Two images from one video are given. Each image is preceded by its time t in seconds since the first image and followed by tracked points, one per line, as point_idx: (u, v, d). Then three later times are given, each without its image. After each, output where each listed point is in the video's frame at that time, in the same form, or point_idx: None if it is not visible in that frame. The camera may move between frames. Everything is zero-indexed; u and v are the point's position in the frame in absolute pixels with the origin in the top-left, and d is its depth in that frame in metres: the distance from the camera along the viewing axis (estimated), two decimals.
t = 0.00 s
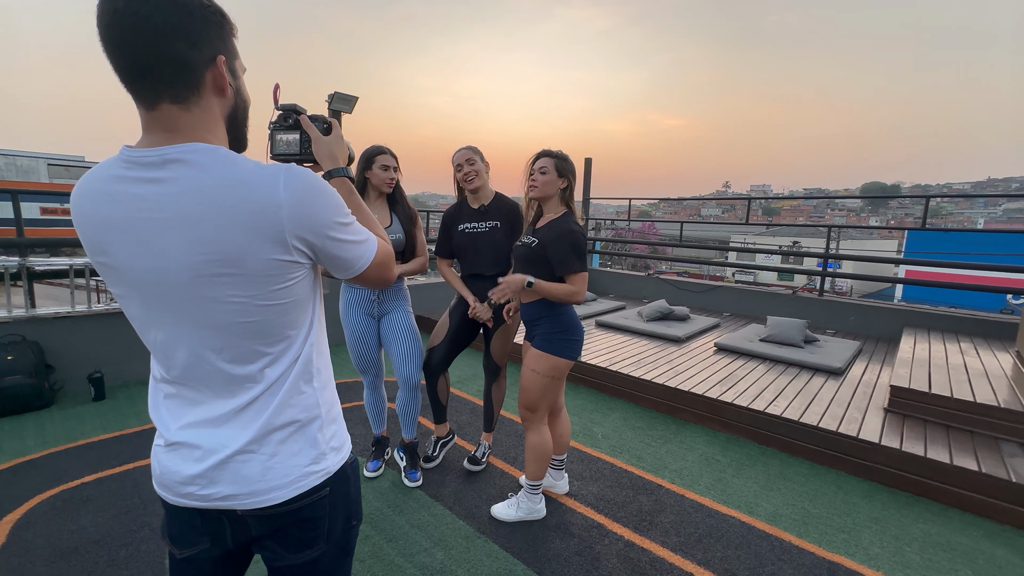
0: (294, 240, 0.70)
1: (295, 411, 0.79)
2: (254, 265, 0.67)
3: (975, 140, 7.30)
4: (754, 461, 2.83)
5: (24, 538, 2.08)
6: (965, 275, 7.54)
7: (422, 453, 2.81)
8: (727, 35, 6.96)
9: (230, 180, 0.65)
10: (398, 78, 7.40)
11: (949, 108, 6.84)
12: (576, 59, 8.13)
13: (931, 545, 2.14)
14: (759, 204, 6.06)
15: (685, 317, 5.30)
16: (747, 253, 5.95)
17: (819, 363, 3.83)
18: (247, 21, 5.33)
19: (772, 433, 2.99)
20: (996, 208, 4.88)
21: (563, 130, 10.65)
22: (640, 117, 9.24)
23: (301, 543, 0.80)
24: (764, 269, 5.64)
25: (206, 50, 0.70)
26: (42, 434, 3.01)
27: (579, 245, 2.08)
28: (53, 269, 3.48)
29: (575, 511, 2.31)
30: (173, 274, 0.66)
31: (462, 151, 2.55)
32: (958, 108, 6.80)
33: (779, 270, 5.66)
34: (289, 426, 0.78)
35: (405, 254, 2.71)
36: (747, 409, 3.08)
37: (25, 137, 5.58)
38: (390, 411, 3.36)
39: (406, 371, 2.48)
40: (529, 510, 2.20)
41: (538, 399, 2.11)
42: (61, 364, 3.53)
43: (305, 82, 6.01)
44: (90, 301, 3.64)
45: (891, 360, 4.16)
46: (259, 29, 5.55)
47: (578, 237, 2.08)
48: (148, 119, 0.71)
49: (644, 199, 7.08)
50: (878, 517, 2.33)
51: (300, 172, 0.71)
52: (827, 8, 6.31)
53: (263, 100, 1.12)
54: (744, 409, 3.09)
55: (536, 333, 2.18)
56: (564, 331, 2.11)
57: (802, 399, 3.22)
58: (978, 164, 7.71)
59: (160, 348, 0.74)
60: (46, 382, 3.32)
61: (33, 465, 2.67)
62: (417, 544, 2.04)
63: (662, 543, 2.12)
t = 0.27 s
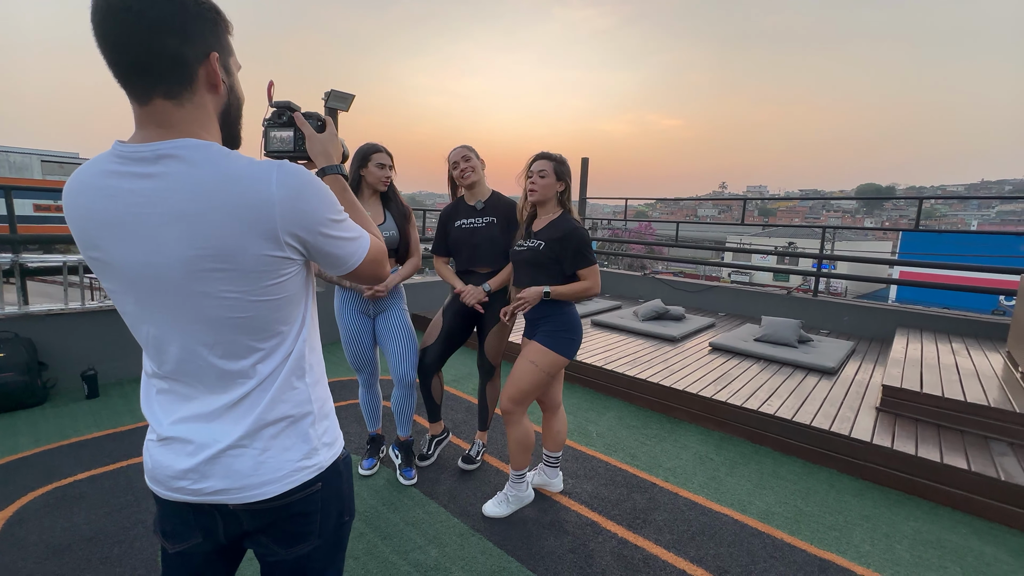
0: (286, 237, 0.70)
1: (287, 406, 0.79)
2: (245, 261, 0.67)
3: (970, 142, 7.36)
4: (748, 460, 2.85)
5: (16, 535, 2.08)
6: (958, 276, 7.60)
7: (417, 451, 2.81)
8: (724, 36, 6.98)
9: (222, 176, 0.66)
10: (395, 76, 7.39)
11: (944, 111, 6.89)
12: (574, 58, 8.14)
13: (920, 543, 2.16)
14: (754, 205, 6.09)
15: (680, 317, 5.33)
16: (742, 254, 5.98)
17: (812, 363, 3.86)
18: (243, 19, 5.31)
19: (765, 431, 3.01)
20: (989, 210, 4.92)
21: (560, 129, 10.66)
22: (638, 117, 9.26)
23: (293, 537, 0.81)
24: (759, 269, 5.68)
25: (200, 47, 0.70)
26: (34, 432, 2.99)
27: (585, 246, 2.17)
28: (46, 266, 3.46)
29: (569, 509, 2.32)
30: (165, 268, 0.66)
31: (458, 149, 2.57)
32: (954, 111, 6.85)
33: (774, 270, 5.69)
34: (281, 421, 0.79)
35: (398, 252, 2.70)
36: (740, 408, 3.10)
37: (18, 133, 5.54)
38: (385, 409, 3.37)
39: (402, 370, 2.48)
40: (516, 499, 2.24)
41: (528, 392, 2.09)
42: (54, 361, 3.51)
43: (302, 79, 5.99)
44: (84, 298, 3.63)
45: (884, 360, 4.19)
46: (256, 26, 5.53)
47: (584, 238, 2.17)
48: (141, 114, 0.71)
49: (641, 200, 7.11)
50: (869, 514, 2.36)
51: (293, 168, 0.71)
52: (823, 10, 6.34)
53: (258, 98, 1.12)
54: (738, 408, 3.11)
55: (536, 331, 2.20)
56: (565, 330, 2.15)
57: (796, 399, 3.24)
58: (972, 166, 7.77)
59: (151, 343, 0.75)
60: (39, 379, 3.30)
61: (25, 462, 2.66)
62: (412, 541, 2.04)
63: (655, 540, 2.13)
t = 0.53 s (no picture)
0: (272, 233, 0.70)
1: (274, 404, 0.79)
2: (231, 257, 0.67)
3: (972, 144, 7.34)
4: (747, 461, 2.84)
5: (16, 532, 2.08)
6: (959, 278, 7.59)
7: (416, 450, 2.81)
8: (724, 37, 6.99)
9: (208, 172, 0.65)
10: (397, 76, 7.41)
11: (946, 112, 6.88)
12: (574, 58, 8.14)
13: (920, 545, 2.15)
14: (755, 206, 6.08)
15: (680, 318, 5.32)
16: (743, 255, 5.97)
17: (812, 364, 3.85)
18: (245, 18, 5.33)
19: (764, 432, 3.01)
20: (991, 212, 4.90)
21: (561, 130, 10.66)
22: (639, 117, 9.25)
23: (281, 536, 0.81)
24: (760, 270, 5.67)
25: (188, 44, 0.70)
26: (34, 429, 3.00)
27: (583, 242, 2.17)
28: (47, 264, 3.47)
29: (568, 509, 2.32)
30: (151, 265, 0.66)
31: (463, 148, 2.58)
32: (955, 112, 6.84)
33: (775, 272, 5.69)
34: (268, 418, 0.78)
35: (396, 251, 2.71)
36: (739, 409, 3.10)
37: (20, 131, 5.56)
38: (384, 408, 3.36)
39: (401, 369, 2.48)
40: (513, 497, 2.24)
41: (528, 391, 2.08)
42: (55, 359, 3.52)
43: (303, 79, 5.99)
44: (84, 296, 3.64)
45: (884, 362, 4.18)
46: (257, 25, 5.53)
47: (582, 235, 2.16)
48: (129, 110, 0.72)
49: (641, 201, 7.11)
50: (868, 516, 2.35)
51: (280, 165, 0.71)
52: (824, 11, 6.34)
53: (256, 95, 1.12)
54: (738, 409, 3.11)
55: (536, 329, 2.21)
56: (565, 327, 2.14)
57: (796, 400, 3.24)
58: (974, 167, 7.75)
59: (139, 339, 0.75)
60: (39, 377, 3.31)
61: (25, 460, 2.66)
62: (410, 541, 2.04)
63: (654, 541, 2.13)
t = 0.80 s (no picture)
0: (256, 234, 0.70)
1: (260, 405, 0.79)
2: (215, 258, 0.67)
3: (973, 147, 7.34)
4: (748, 464, 2.84)
5: (16, 533, 2.08)
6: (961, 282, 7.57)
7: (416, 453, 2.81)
8: (726, 40, 7.00)
9: (192, 173, 0.66)
10: (399, 78, 7.43)
11: (947, 115, 6.87)
12: (575, 60, 8.15)
13: (921, 549, 2.15)
14: (757, 209, 6.08)
15: (681, 320, 5.32)
16: (744, 257, 5.97)
17: (813, 367, 3.85)
18: (248, 20, 5.35)
19: (764, 435, 3.01)
20: (992, 216, 4.89)
21: (563, 132, 10.67)
22: (640, 120, 9.26)
23: (269, 537, 0.81)
24: (761, 273, 5.67)
25: (176, 47, 0.70)
26: (35, 430, 3.00)
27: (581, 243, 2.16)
28: (49, 264, 3.48)
29: (568, 512, 2.32)
30: (136, 265, 0.67)
31: (469, 149, 2.59)
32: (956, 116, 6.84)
33: (776, 275, 5.68)
34: (253, 420, 0.78)
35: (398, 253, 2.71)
36: (740, 412, 3.10)
37: (23, 132, 5.58)
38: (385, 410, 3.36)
39: (401, 369, 2.48)
40: (513, 499, 2.24)
41: (524, 391, 2.11)
42: (56, 359, 3.52)
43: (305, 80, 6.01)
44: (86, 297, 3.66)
45: (885, 365, 4.17)
46: (259, 27, 5.56)
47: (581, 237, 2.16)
48: (116, 111, 0.72)
49: (643, 203, 7.11)
50: (869, 520, 2.34)
51: (265, 166, 0.71)
52: (825, 14, 6.35)
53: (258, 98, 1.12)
54: (738, 412, 3.10)
55: (535, 330, 2.21)
56: (564, 329, 2.14)
57: (797, 403, 3.23)
58: (976, 170, 7.75)
59: (126, 339, 0.75)
60: (40, 378, 3.31)
61: (26, 460, 2.67)
62: (409, 543, 2.04)
63: (654, 544, 2.12)
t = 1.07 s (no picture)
0: (233, 234, 0.69)
1: (240, 406, 0.78)
2: (193, 258, 0.67)
3: (976, 148, 7.31)
4: (750, 466, 2.82)
5: (19, 532, 2.09)
6: (964, 283, 7.55)
7: (417, 453, 2.81)
8: (727, 40, 6.99)
9: (170, 172, 0.66)
10: (401, 78, 7.44)
11: (949, 116, 6.85)
12: (577, 61, 8.16)
13: (924, 552, 2.14)
14: (759, 209, 6.07)
15: (683, 321, 5.31)
16: (746, 258, 5.96)
17: (815, 368, 3.84)
18: (250, 20, 5.35)
19: (766, 437, 3.00)
20: (996, 216, 4.87)
21: (564, 133, 10.68)
22: (641, 120, 9.26)
23: (251, 538, 0.81)
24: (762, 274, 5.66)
25: (158, 46, 0.70)
26: (38, 428, 3.01)
27: (580, 244, 2.14)
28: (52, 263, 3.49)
29: (569, 513, 2.31)
30: (113, 265, 0.67)
31: (474, 150, 2.58)
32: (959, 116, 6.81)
33: (778, 276, 5.67)
34: (233, 421, 0.78)
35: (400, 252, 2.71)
36: (742, 413, 3.09)
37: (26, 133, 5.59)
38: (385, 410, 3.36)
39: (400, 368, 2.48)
40: (514, 500, 2.24)
41: (524, 391, 2.11)
42: (59, 359, 3.53)
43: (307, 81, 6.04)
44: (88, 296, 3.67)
45: (888, 366, 4.16)
46: (262, 28, 5.57)
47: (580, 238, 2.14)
48: (98, 110, 0.72)
49: (644, 203, 7.11)
50: (872, 522, 2.33)
51: (245, 166, 0.70)
52: (826, 15, 6.34)
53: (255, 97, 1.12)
54: (740, 413, 3.10)
55: (536, 330, 2.20)
56: (565, 330, 2.14)
57: (799, 404, 3.23)
58: (979, 171, 7.72)
59: (106, 339, 0.75)
60: (43, 377, 3.32)
61: (28, 459, 2.67)
62: (410, 544, 2.04)
63: (655, 545, 2.12)
